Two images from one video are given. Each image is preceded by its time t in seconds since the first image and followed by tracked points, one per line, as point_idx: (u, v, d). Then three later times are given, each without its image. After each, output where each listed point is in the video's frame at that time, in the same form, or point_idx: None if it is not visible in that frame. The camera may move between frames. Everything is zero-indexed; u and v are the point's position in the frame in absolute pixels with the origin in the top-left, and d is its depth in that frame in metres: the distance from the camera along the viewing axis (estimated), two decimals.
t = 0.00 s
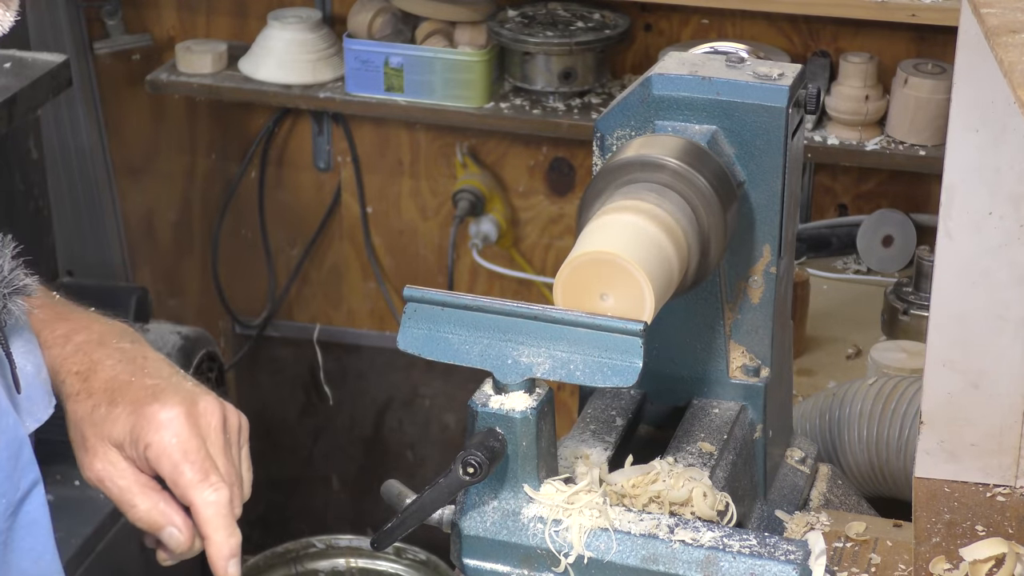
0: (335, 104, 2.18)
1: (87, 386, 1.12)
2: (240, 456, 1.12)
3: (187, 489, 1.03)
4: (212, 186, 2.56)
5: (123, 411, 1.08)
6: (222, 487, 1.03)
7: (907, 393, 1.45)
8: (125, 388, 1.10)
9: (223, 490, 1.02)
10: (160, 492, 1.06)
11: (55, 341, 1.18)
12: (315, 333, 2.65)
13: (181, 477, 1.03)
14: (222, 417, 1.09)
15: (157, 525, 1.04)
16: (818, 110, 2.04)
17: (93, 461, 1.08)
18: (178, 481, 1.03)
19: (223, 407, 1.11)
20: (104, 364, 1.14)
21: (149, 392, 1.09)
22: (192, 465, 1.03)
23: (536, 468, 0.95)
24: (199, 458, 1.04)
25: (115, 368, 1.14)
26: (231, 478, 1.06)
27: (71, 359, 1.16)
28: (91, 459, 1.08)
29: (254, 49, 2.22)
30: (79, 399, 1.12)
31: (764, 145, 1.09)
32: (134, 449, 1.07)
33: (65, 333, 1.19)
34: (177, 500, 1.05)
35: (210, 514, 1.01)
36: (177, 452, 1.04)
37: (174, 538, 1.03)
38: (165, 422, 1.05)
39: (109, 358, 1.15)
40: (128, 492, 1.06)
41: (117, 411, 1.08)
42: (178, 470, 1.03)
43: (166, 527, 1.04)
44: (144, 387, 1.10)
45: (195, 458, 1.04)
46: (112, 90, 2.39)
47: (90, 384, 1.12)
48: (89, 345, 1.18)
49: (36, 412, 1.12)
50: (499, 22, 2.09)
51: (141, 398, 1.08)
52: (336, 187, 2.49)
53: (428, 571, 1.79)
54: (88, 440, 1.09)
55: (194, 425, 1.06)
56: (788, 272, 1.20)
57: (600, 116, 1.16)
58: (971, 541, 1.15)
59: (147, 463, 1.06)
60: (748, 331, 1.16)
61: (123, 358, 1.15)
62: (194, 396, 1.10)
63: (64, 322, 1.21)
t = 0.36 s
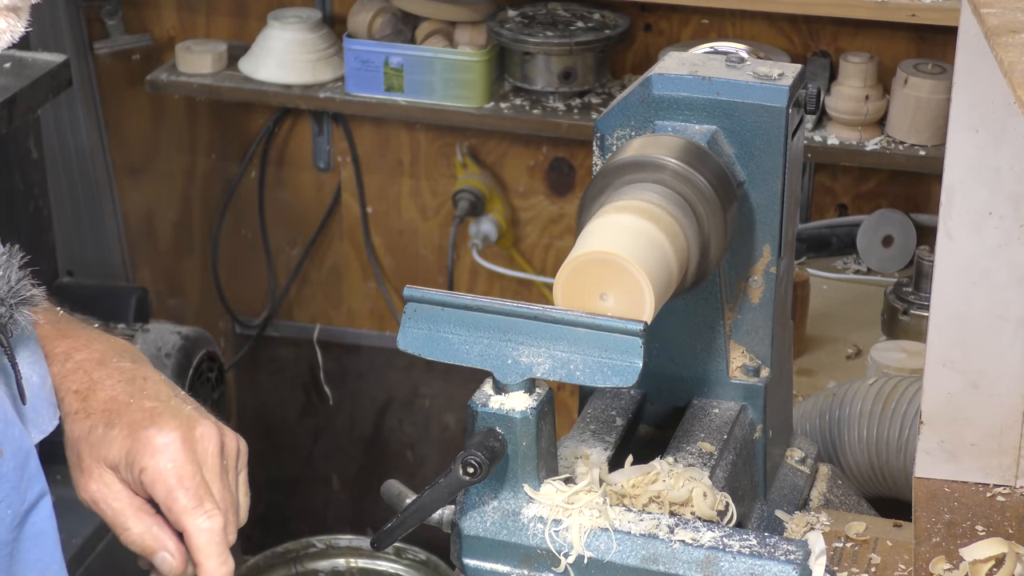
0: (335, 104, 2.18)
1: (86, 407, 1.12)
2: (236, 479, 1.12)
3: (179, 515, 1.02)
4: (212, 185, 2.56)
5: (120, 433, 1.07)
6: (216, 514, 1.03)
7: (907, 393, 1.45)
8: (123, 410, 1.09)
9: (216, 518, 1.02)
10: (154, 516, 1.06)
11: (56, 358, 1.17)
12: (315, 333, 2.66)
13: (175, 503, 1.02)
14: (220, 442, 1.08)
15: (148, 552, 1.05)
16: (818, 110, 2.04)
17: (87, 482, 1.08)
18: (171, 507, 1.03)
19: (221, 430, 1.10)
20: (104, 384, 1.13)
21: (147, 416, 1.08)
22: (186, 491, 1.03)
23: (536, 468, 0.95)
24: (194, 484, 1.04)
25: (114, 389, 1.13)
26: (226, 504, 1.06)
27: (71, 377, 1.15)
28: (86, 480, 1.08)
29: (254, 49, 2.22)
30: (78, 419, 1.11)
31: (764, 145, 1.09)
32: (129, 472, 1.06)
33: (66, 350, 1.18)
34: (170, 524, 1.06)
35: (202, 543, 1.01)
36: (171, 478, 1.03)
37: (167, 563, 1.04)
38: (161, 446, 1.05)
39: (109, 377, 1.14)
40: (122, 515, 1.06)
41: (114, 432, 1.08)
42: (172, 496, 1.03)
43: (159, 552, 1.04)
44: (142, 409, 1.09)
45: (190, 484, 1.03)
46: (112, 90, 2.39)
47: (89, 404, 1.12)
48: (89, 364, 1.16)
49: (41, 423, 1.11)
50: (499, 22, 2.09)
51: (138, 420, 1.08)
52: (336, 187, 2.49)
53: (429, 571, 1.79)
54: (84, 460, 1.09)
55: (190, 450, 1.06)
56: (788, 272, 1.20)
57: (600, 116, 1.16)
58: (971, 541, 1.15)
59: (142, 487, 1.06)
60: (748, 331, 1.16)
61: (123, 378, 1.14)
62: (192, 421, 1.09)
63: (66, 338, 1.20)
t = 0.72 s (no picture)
0: (335, 104, 2.18)
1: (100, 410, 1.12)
2: (249, 482, 1.12)
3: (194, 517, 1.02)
4: (212, 185, 2.56)
5: (134, 435, 1.08)
6: (231, 515, 1.02)
7: (907, 393, 1.45)
8: (136, 412, 1.10)
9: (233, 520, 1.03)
10: (168, 518, 1.06)
11: (68, 361, 1.17)
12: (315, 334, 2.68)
13: (190, 504, 1.02)
14: (233, 444, 1.09)
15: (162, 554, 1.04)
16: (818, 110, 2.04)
17: (101, 484, 1.08)
18: (186, 509, 1.02)
19: (234, 433, 1.10)
20: (117, 382, 1.15)
21: (161, 418, 1.09)
22: (201, 493, 1.03)
23: (536, 468, 0.95)
24: (210, 484, 1.04)
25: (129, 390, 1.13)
26: (240, 506, 1.06)
27: (84, 379, 1.16)
28: (100, 482, 1.08)
29: (254, 48, 2.22)
30: (91, 421, 1.11)
31: (764, 145, 1.09)
32: (143, 474, 1.06)
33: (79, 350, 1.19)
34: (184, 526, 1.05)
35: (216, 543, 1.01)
36: (186, 479, 1.03)
37: (181, 565, 1.04)
38: (176, 449, 1.05)
39: (122, 380, 1.15)
40: (136, 517, 1.06)
41: (128, 434, 1.08)
42: (187, 498, 1.02)
43: (173, 554, 1.04)
44: (156, 412, 1.10)
45: (205, 486, 1.03)
46: (113, 89, 2.36)
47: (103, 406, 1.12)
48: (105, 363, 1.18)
49: (50, 428, 1.10)
50: (499, 22, 2.09)
51: (151, 423, 1.08)
52: (336, 187, 2.49)
53: (429, 571, 1.79)
54: (97, 462, 1.09)
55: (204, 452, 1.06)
56: (788, 272, 1.20)
57: (600, 116, 1.16)
58: (971, 541, 1.15)
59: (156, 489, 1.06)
60: (748, 331, 1.16)
61: (136, 381, 1.15)
62: (205, 423, 1.09)
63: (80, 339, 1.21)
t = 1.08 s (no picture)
0: (335, 104, 2.18)
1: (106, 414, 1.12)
2: (254, 489, 1.12)
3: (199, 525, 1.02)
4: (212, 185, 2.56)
5: (141, 441, 1.07)
6: (236, 523, 1.02)
7: (907, 393, 1.45)
8: (144, 418, 1.10)
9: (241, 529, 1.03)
10: (174, 524, 1.06)
11: (76, 364, 1.18)
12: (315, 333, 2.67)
13: (195, 512, 1.02)
14: (239, 452, 1.09)
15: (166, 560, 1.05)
16: (818, 110, 2.04)
17: (107, 489, 1.08)
18: (192, 516, 1.02)
19: (241, 440, 1.10)
20: (124, 386, 1.14)
21: (169, 425, 1.08)
22: (207, 501, 1.02)
23: (536, 468, 0.95)
24: (217, 492, 1.04)
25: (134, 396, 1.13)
26: (245, 514, 1.06)
27: (91, 383, 1.16)
28: (106, 487, 1.08)
29: (254, 48, 2.22)
30: (98, 426, 1.11)
31: (764, 145, 1.09)
32: (150, 480, 1.06)
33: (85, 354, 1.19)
34: (189, 533, 1.06)
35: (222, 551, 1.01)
36: (193, 487, 1.03)
37: (184, 570, 1.04)
38: (183, 456, 1.05)
39: (129, 386, 1.15)
40: (141, 523, 1.06)
41: (136, 440, 1.08)
42: (193, 506, 1.02)
43: (177, 560, 1.04)
44: (163, 418, 1.09)
45: (211, 494, 1.03)
46: (113, 89, 2.39)
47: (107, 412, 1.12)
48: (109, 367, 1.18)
49: (56, 428, 1.12)
50: (499, 22, 2.09)
51: (159, 429, 1.08)
52: (336, 187, 2.49)
53: (429, 571, 1.79)
54: (104, 467, 1.08)
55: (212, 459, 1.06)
56: (788, 272, 1.20)
57: (600, 116, 1.16)
58: (971, 541, 1.15)
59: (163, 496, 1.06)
60: (748, 331, 1.16)
61: (144, 387, 1.15)
62: (212, 430, 1.09)
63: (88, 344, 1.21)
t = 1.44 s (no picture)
0: (335, 104, 2.18)
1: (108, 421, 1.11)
2: (256, 486, 1.12)
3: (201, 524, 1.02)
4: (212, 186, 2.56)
5: (144, 442, 1.07)
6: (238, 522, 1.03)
7: (907, 393, 1.45)
8: (146, 419, 1.09)
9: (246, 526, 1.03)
10: (176, 523, 1.07)
11: (77, 364, 1.17)
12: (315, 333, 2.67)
13: (197, 511, 1.02)
14: (241, 451, 1.09)
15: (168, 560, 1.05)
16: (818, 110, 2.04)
17: (110, 489, 1.08)
18: (195, 517, 1.02)
19: (242, 438, 1.11)
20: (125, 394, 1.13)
21: (171, 426, 1.08)
22: (210, 502, 1.02)
23: (536, 468, 0.95)
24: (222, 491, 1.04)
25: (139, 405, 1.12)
26: (247, 512, 1.06)
27: (92, 383, 1.15)
28: (109, 487, 1.08)
29: (254, 48, 2.22)
30: (100, 426, 1.10)
31: (764, 145, 1.09)
32: (152, 482, 1.06)
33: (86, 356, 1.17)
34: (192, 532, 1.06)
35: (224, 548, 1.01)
36: (195, 488, 1.03)
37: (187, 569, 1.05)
38: (186, 458, 1.05)
39: (131, 386, 1.14)
40: (144, 523, 1.07)
41: (138, 441, 1.07)
42: (196, 507, 1.02)
43: (179, 558, 1.05)
44: (164, 419, 1.09)
45: (213, 495, 1.03)
46: (113, 89, 2.39)
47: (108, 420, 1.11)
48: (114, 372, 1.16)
49: (55, 426, 1.10)
50: (499, 22, 2.09)
51: (161, 431, 1.07)
52: (336, 187, 2.49)
53: (428, 571, 1.79)
54: (106, 468, 1.08)
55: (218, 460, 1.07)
56: (788, 272, 1.20)
57: (600, 116, 1.16)
58: (971, 541, 1.15)
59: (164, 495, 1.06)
60: (748, 331, 1.16)
61: (145, 386, 1.14)
62: (214, 430, 1.09)
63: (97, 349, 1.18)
